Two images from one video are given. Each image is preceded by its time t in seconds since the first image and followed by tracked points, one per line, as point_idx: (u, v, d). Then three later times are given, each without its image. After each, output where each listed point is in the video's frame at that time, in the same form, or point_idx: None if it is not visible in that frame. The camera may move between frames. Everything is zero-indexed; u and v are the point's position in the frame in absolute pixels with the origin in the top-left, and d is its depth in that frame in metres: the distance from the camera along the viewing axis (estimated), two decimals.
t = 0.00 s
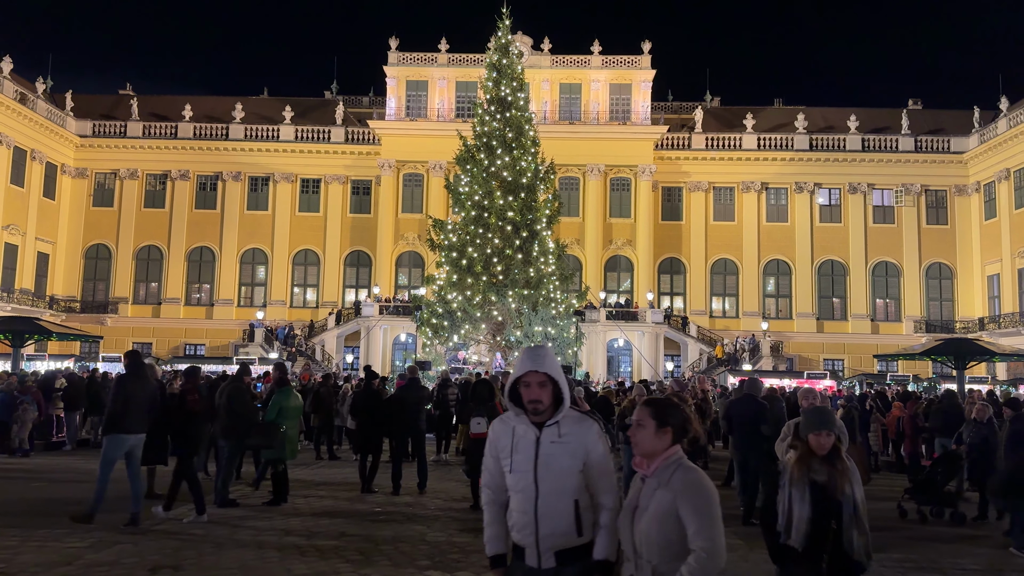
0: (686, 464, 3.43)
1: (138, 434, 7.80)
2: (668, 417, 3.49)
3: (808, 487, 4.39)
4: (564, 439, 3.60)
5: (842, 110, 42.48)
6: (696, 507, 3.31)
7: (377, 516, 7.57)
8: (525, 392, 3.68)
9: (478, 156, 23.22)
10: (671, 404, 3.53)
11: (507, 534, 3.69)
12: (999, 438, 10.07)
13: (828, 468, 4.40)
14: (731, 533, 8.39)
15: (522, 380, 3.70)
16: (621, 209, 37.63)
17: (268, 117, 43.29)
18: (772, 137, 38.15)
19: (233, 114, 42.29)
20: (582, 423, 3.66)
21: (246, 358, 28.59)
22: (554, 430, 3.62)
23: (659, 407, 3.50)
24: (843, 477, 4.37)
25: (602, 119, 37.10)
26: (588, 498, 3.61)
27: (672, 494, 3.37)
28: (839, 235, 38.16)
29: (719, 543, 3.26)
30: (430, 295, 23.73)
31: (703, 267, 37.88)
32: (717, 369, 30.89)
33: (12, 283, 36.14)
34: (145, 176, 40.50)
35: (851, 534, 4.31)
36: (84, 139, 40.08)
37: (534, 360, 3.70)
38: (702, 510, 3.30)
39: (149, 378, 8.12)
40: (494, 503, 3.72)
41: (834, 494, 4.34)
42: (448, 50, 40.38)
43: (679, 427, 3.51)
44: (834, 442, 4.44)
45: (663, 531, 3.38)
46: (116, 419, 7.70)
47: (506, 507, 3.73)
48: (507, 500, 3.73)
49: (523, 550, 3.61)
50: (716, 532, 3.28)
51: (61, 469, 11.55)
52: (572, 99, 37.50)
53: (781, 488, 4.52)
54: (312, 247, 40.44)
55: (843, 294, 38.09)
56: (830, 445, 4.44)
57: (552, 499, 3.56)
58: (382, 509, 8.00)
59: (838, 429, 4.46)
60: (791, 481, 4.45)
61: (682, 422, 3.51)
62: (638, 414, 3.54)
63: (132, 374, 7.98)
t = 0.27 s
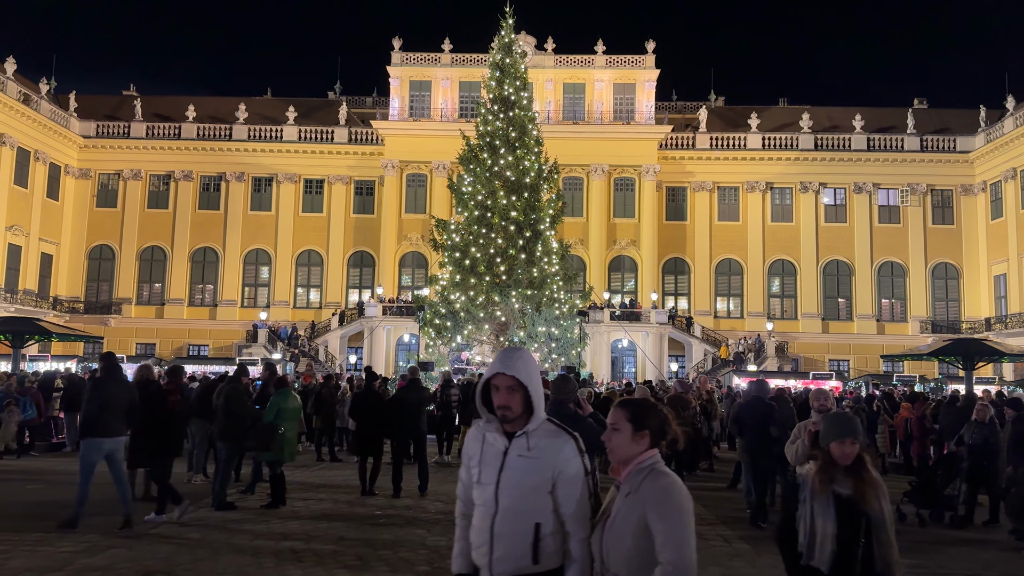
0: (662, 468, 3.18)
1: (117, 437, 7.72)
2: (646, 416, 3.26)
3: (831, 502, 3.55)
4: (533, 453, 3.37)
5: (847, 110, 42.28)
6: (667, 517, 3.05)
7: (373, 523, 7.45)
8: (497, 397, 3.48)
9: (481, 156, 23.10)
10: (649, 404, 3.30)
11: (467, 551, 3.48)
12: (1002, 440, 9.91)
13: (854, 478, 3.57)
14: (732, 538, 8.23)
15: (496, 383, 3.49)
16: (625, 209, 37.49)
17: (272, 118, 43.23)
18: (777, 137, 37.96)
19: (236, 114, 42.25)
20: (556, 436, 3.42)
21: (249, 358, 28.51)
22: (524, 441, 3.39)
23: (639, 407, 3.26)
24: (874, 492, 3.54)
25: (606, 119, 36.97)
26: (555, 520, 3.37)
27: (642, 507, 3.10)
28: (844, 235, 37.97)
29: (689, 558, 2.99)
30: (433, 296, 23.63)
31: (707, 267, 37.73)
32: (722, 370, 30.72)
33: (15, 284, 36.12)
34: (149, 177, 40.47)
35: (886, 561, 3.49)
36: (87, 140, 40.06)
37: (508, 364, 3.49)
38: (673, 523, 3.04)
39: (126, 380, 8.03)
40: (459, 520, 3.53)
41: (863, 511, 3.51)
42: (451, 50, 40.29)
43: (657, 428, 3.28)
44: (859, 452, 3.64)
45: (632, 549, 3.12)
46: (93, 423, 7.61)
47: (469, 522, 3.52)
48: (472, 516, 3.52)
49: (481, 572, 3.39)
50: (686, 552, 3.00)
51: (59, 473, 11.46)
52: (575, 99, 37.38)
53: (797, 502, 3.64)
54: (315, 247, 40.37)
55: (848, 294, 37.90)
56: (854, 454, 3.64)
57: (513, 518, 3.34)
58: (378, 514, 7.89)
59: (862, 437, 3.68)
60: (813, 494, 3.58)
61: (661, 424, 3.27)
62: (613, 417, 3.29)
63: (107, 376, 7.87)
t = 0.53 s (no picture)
0: (637, 479, 2.94)
1: (86, 435, 7.75)
2: (625, 420, 3.07)
3: (865, 511, 3.15)
4: (500, 450, 3.20)
5: (852, 109, 42.07)
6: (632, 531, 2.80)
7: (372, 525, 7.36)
8: (462, 389, 3.32)
9: (484, 154, 22.97)
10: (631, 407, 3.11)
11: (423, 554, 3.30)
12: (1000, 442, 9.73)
13: (889, 486, 3.16)
14: (737, 540, 8.13)
15: (460, 371, 3.34)
16: (629, 208, 37.32)
17: (275, 117, 43.17)
18: (782, 136, 37.78)
19: (239, 114, 42.19)
20: (525, 434, 3.25)
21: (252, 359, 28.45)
22: (489, 437, 3.22)
23: (617, 408, 3.08)
24: (911, 496, 3.14)
25: (610, 119, 36.82)
26: (518, 527, 3.19)
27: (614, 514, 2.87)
28: (850, 235, 37.76)
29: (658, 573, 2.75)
30: (436, 295, 23.54)
31: (712, 267, 37.55)
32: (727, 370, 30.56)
33: (19, 285, 36.08)
34: (152, 177, 40.42)
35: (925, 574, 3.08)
36: (91, 140, 40.04)
37: (479, 353, 3.32)
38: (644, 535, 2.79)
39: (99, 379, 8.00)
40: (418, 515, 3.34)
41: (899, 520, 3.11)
42: (455, 49, 40.19)
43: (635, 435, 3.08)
44: (894, 452, 3.20)
45: (598, 561, 2.89)
46: (61, 423, 7.65)
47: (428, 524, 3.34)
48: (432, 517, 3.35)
49: None
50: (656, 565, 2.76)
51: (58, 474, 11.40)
52: (579, 98, 37.26)
53: (827, 509, 3.22)
54: (319, 247, 40.31)
55: (854, 294, 37.69)
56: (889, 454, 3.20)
57: (472, 520, 3.16)
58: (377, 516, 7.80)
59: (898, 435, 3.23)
60: (843, 501, 3.16)
61: (640, 430, 3.08)
62: (589, 417, 3.11)
63: (76, 376, 7.84)
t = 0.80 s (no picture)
0: (610, 507, 2.57)
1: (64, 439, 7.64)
2: (595, 435, 2.68)
3: (911, 547, 3.13)
4: (449, 471, 2.88)
5: (858, 108, 41.83)
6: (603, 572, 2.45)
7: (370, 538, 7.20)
8: (406, 406, 3.03)
9: (487, 154, 22.81)
10: (602, 419, 2.73)
11: None
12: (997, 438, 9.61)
13: (944, 518, 3.13)
14: (745, 548, 7.94)
15: (402, 385, 3.04)
16: (633, 208, 37.12)
17: (278, 117, 43.07)
18: (787, 135, 37.56)
19: (243, 114, 42.10)
20: (477, 451, 2.91)
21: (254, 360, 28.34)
22: (436, 457, 2.90)
23: (583, 421, 2.69)
24: (968, 534, 3.08)
25: (614, 118, 36.62)
26: (475, 556, 2.86)
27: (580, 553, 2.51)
28: (855, 235, 37.54)
29: None
30: (439, 296, 23.38)
31: (717, 267, 37.32)
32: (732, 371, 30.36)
33: (22, 285, 36.02)
34: (155, 177, 40.33)
35: None
36: (94, 141, 39.97)
37: (419, 366, 3.02)
38: None
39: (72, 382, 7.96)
40: (367, 543, 3.12)
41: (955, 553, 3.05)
42: (458, 48, 40.06)
43: (607, 452, 2.69)
44: (949, 481, 3.22)
45: None
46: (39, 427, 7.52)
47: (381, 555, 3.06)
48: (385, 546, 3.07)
49: None
50: None
51: (54, 480, 11.27)
52: (583, 97, 37.11)
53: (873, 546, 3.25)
54: (322, 248, 40.19)
55: (860, 294, 37.46)
56: (942, 485, 3.20)
57: (422, 550, 2.86)
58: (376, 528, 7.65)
59: (953, 465, 3.26)
60: (887, 537, 3.18)
61: (614, 445, 2.70)
62: (553, 432, 2.74)
63: (50, 378, 7.79)
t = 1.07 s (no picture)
0: (549, 527, 2.24)
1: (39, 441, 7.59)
2: (530, 445, 2.40)
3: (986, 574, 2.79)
4: (349, 490, 2.36)
5: (863, 107, 41.62)
6: None
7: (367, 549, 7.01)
8: (294, 414, 2.56)
9: (490, 153, 22.69)
10: (541, 430, 2.46)
11: None
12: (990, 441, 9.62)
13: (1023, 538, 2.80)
14: (751, 553, 7.74)
15: (289, 393, 2.57)
16: (637, 208, 36.96)
17: (282, 118, 43.00)
18: (792, 134, 37.36)
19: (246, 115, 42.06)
20: (381, 465, 2.40)
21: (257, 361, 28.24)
22: (332, 474, 2.40)
23: (516, 429, 2.42)
24: None
25: (618, 117, 36.48)
26: None
27: None
28: (861, 234, 37.32)
29: None
30: (441, 296, 23.27)
31: (721, 267, 37.14)
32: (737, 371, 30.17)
33: (25, 286, 35.97)
34: (159, 177, 40.28)
35: None
36: (98, 141, 39.92)
37: (309, 367, 2.55)
38: None
39: (43, 379, 7.90)
40: None
41: None
42: (461, 48, 39.95)
43: (545, 464, 2.40)
44: None
45: None
46: (13, 429, 7.48)
47: None
48: None
49: None
50: None
51: (49, 485, 11.11)
52: (586, 97, 36.95)
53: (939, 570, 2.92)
54: (325, 248, 40.08)
55: (866, 294, 37.24)
56: None
57: None
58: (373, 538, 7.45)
59: None
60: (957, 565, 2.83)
61: (551, 458, 2.43)
62: (484, 444, 2.47)
63: (27, 379, 7.74)
